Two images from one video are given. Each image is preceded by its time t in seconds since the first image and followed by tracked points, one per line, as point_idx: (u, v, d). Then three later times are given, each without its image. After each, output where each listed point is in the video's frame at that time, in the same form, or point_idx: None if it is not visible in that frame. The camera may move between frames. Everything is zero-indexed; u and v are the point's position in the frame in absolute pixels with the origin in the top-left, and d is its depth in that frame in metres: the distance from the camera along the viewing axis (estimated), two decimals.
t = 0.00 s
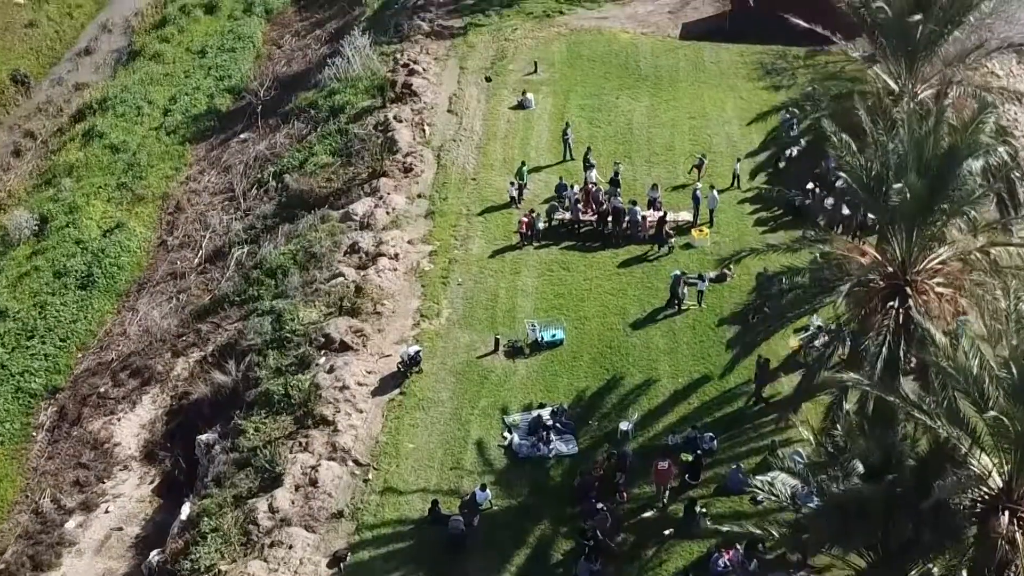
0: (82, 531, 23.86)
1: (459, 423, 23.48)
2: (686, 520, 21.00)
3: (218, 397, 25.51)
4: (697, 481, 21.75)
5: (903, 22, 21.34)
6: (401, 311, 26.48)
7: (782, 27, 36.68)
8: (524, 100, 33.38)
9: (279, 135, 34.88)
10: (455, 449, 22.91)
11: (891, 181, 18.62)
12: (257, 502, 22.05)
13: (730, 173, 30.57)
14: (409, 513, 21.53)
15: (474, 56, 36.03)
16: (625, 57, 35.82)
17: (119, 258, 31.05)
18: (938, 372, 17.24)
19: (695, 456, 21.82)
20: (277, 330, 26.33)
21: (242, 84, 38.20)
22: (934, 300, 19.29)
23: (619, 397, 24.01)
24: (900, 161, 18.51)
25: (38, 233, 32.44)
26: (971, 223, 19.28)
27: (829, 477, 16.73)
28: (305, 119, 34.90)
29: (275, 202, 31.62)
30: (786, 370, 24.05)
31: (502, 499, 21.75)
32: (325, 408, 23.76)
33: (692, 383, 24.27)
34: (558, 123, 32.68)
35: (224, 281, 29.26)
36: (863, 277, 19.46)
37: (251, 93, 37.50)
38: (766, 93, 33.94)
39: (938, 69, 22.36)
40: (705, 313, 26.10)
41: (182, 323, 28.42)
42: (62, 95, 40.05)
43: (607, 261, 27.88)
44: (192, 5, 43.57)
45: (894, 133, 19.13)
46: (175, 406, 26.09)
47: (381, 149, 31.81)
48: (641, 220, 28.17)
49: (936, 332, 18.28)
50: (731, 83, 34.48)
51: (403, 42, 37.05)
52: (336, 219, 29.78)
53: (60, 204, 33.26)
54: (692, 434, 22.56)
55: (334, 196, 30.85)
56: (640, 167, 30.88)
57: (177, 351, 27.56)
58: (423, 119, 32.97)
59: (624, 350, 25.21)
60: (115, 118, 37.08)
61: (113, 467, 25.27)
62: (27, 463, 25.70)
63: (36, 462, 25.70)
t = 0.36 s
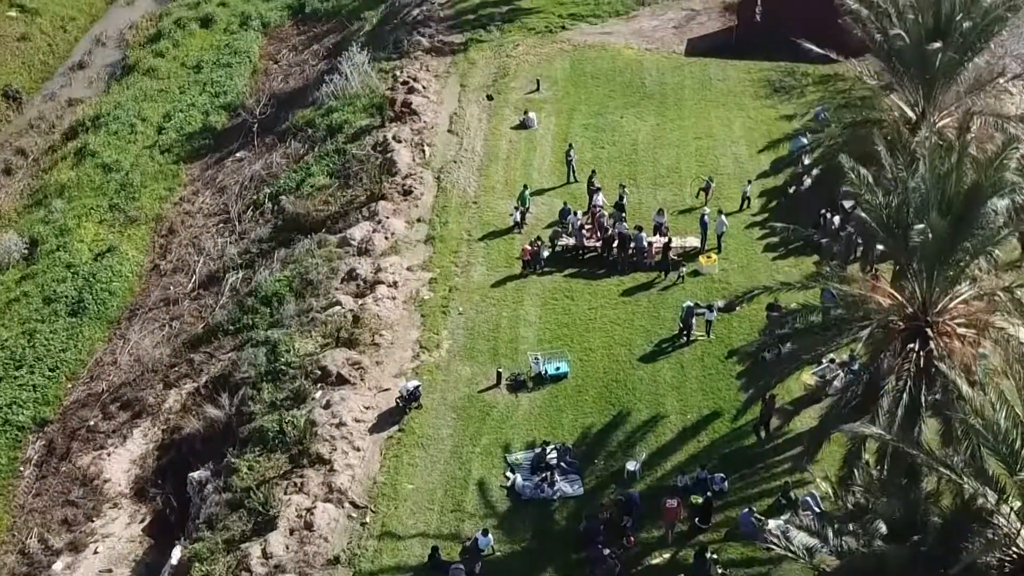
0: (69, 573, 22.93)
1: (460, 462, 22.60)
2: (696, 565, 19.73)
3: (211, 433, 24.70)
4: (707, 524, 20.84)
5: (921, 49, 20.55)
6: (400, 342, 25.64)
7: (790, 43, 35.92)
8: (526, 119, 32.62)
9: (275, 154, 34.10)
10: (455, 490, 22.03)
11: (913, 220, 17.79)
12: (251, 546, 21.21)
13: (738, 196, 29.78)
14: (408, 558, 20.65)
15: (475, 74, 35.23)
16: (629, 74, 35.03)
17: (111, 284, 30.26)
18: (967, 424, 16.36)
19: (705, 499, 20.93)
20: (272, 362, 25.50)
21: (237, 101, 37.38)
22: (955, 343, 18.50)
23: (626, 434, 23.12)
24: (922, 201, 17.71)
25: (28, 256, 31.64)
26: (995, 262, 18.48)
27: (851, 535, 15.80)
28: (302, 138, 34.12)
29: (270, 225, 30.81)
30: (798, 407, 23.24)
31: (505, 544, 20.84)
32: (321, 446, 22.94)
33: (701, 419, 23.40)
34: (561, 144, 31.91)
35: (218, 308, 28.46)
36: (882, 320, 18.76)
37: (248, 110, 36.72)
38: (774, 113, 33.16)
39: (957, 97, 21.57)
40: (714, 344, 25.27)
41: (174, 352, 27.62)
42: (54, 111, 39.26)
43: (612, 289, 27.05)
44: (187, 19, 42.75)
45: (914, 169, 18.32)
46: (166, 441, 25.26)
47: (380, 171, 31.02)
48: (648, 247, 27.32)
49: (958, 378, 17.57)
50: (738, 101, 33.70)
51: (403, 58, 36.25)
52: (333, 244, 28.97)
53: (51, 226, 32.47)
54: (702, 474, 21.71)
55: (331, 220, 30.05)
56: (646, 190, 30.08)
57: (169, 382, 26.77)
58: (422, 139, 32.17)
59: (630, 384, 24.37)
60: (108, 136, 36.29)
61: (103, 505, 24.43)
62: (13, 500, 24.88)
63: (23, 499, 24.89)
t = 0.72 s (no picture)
0: None
1: (461, 503, 21.73)
2: None
3: (204, 470, 23.92)
4: (718, 571, 19.93)
5: (940, 80, 19.84)
6: (399, 374, 24.79)
7: (797, 61, 35.30)
8: (529, 140, 31.86)
9: (271, 175, 33.33)
10: (456, 533, 21.16)
11: (936, 263, 17.01)
12: None
13: (747, 221, 28.96)
14: None
15: (476, 92, 34.46)
16: (634, 92, 34.27)
17: (102, 310, 29.47)
18: (1004, 486, 15.51)
19: (717, 544, 20.04)
20: (267, 396, 24.69)
21: (233, 118, 36.60)
22: (981, 387, 17.66)
23: (634, 474, 22.22)
24: (946, 242, 16.91)
25: (17, 281, 30.86)
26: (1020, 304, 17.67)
27: None
28: (299, 158, 33.35)
29: (266, 249, 30.03)
30: (812, 445, 22.40)
31: None
32: (317, 487, 22.14)
33: (711, 457, 22.49)
34: (564, 165, 31.13)
35: (212, 337, 27.67)
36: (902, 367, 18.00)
37: (244, 127, 35.95)
38: (782, 134, 32.41)
39: (976, 127, 20.79)
40: (724, 377, 24.39)
41: (166, 383, 26.83)
42: (47, 128, 38.48)
43: (618, 318, 26.18)
44: (182, 32, 41.96)
45: (937, 207, 17.52)
46: (158, 477, 24.42)
47: (378, 194, 30.24)
48: (654, 274, 26.45)
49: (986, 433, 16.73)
50: (745, 121, 32.93)
51: (402, 75, 35.49)
52: (330, 270, 28.18)
53: (42, 249, 31.68)
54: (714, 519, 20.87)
55: (329, 244, 29.26)
56: (651, 214, 29.29)
57: (160, 415, 25.96)
58: (422, 160, 31.39)
59: (638, 420, 23.49)
60: (100, 155, 35.50)
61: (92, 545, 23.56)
62: None
63: (9, 538, 24.07)
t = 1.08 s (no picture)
0: None
1: (462, 548, 20.86)
2: None
3: (196, 510, 23.08)
4: None
5: (963, 111, 19.04)
6: (398, 409, 23.96)
7: (805, 78, 34.62)
8: (531, 161, 31.10)
9: (268, 196, 32.56)
10: None
11: (962, 310, 16.23)
12: None
13: (756, 247, 28.17)
14: None
15: (477, 110, 33.68)
16: (639, 111, 33.51)
17: (93, 337, 28.68)
18: None
19: None
20: (262, 432, 23.85)
21: (229, 136, 35.80)
22: (1009, 438, 16.84)
23: (641, 517, 21.34)
24: (971, 289, 16.12)
25: (6, 306, 30.07)
26: None
27: None
28: (296, 179, 32.58)
29: (261, 275, 29.23)
30: (826, 487, 21.56)
31: None
32: (313, 531, 21.30)
33: (722, 498, 21.62)
34: (568, 188, 30.35)
35: (206, 367, 26.87)
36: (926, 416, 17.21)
37: (240, 146, 35.16)
38: (791, 155, 31.64)
39: (999, 159, 19.97)
40: (734, 412, 23.54)
41: (158, 416, 26.04)
42: (39, 145, 37.69)
43: (624, 349, 25.32)
44: (178, 46, 41.18)
45: (962, 249, 16.70)
46: (148, 516, 23.58)
47: (377, 218, 29.44)
48: (662, 303, 25.59)
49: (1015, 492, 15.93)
50: (753, 142, 32.15)
51: (402, 93, 34.73)
52: (327, 298, 27.38)
53: (32, 273, 30.90)
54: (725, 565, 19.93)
55: (326, 270, 28.46)
56: (658, 238, 28.48)
57: (152, 451, 25.15)
58: (421, 182, 30.59)
59: (645, 458, 22.63)
60: (93, 174, 34.72)
61: None
62: None
63: None
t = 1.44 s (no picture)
0: None
1: None
2: None
3: (187, 553, 22.26)
4: None
5: (986, 144, 18.19)
6: (397, 447, 23.12)
7: (813, 95, 33.79)
8: (534, 183, 30.32)
9: (263, 218, 31.79)
10: None
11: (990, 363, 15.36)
12: None
13: (766, 275, 27.37)
14: None
15: (478, 130, 32.89)
16: (644, 130, 32.72)
17: (83, 367, 27.91)
18: None
19: None
20: (255, 470, 23.01)
21: (224, 155, 35.01)
22: None
23: (650, 563, 20.48)
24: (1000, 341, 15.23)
25: None
26: None
27: None
28: (292, 201, 31.81)
29: (256, 302, 28.45)
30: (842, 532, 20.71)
31: None
32: None
33: (733, 543, 20.74)
34: (571, 211, 29.57)
35: (199, 400, 26.07)
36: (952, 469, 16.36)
37: (235, 165, 34.36)
38: (800, 176, 30.83)
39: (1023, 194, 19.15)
40: (745, 450, 22.68)
41: (149, 451, 25.25)
42: (30, 163, 36.93)
43: (631, 382, 24.49)
44: (172, 61, 40.40)
45: (989, 296, 15.84)
46: (138, 558, 22.76)
47: (376, 243, 28.63)
48: (669, 335, 24.75)
49: None
50: (761, 162, 31.34)
51: (401, 112, 33.95)
52: (324, 327, 26.57)
53: (21, 299, 30.14)
54: None
55: (323, 298, 27.65)
56: (665, 265, 27.69)
57: (143, 488, 24.35)
58: (421, 206, 29.79)
59: (653, 499, 21.77)
60: (85, 195, 33.95)
61: None
62: None
63: None
